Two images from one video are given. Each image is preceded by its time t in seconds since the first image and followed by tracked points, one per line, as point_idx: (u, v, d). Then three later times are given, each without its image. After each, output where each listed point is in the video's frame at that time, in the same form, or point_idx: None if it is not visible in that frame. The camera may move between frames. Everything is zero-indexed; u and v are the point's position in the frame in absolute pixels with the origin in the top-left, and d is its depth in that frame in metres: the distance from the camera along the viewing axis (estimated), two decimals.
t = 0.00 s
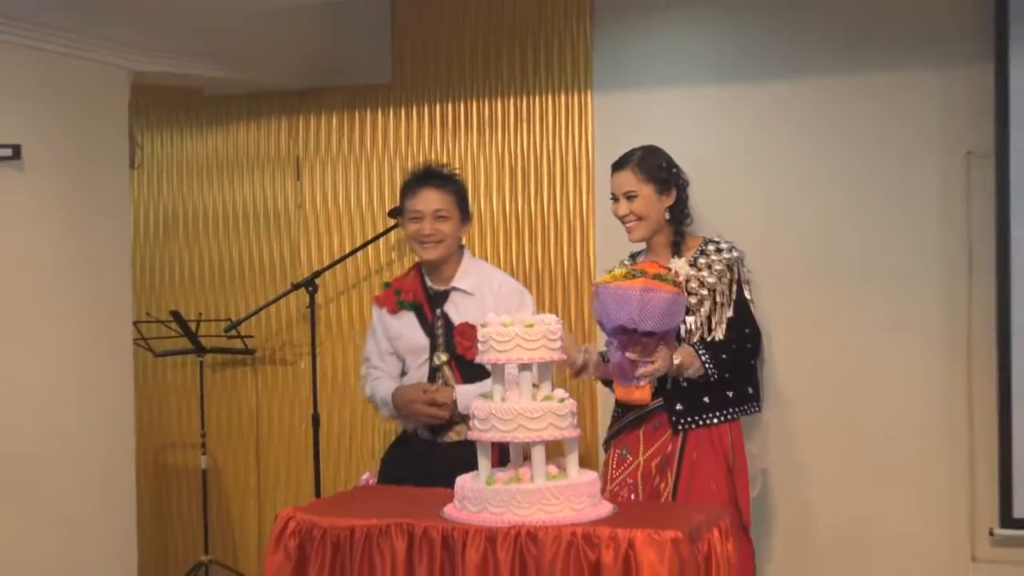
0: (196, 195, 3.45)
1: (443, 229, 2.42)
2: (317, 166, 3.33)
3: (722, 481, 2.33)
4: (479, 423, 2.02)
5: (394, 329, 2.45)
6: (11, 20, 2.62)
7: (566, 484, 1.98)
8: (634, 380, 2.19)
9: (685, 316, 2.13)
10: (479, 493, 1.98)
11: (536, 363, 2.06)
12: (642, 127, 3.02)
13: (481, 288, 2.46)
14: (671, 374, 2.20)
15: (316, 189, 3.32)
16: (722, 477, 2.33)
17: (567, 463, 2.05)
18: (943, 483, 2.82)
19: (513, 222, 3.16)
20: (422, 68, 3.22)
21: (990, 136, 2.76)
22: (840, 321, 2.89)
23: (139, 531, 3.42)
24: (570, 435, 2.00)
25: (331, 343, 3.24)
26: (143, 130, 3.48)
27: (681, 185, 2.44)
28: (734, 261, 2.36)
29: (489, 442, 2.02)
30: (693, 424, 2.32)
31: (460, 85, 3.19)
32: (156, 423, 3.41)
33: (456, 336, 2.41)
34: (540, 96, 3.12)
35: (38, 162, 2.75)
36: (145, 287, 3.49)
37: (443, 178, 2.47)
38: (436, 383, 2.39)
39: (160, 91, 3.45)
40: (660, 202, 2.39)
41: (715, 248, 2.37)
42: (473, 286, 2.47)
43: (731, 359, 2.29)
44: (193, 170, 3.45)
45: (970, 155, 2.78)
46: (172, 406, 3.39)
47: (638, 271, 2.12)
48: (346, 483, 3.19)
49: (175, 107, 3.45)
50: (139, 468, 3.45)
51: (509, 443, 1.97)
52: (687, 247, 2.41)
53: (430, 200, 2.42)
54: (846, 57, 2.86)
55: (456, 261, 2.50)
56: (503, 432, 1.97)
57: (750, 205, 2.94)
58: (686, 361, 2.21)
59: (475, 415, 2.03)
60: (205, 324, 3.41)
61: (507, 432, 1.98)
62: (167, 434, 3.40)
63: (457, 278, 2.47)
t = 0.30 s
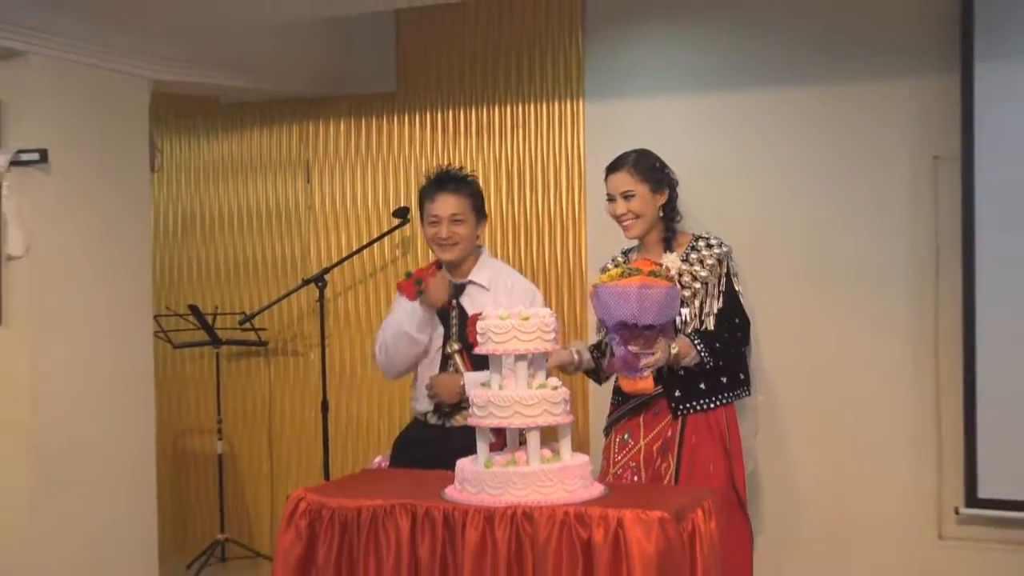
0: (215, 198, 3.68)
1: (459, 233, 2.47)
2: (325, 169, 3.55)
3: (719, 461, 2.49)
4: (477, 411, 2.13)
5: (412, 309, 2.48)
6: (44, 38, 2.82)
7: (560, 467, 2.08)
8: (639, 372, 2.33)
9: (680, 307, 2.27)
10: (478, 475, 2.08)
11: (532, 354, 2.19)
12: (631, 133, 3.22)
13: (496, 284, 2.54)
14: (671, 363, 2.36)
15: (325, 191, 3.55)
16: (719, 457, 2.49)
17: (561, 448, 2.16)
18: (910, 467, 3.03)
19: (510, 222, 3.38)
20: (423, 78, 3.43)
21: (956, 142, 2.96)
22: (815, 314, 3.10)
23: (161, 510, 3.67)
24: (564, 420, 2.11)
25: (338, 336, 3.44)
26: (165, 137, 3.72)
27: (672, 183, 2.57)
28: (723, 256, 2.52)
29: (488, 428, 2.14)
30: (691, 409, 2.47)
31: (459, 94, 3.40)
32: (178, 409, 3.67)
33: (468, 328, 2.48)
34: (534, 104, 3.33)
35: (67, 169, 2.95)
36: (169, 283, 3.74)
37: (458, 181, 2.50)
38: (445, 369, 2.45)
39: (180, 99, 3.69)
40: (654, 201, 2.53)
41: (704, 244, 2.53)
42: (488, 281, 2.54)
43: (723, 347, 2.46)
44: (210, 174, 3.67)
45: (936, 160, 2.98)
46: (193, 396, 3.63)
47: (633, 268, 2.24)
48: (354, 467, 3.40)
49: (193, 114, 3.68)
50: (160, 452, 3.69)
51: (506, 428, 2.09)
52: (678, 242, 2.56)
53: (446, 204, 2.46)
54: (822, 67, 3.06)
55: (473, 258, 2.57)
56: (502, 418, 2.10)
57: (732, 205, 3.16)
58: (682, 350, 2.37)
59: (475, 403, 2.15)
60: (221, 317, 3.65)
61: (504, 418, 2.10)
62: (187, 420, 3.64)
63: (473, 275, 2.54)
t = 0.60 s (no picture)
0: (235, 198, 4.05)
1: (460, 230, 2.73)
2: (339, 171, 3.90)
3: (715, 436, 2.78)
4: (480, 393, 2.38)
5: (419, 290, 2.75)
6: (87, 50, 3.12)
7: (553, 444, 2.30)
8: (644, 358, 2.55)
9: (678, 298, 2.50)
10: (479, 452, 2.30)
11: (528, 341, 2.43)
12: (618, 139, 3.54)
13: (500, 276, 2.77)
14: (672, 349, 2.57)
15: (338, 191, 3.90)
16: (715, 433, 2.78)
17: (554, 427, 2.38)
18: (870, 439, 3.38)
19: (507, 220, 3.72)
20: (429, 89, 3.78)
21: (917, 146, 3.26)
22: (783, 303, 3.46)
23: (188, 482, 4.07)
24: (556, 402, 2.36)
25: (350, 324, 3.77)
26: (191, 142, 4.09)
27: (666, 183, 2.83)
28: (714, 248, 2.77)
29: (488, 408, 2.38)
30: (687, 390, 2.76)
31: (462, 103, 3.74)
32: (203, 391, 4.05)
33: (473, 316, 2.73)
34: (529, 113, 3.67)
35: (107, 168, 3.23)
36: (194, 275, 4.12)
37: (457, 182, 2.75)
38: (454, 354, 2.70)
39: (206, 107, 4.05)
40: (652, 198, 2.78)
41: (696, 238, 2.77)
42: (492, 273, 2.78)
43: (715, 333, 2.70)
44: (233, 175, 4.03)
45: (900, 163, 3.28)
46: (216, 377, 4.02)
47: (633, 265, 2.52)
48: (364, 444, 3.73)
49: (219, 121, 4.05)
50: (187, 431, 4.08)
51: (505, 409, 2.33)
52: (673, 237, 2.83)
53: (448, 207, 2.72)
54: (793, 78, 3.38)
55: (479, 254, 2.82)
56: (502, 399, 2.34)
57: (712, 205, 3.49)
58: (680, 336, 2.60)
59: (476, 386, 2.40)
60: (243, 306, 4.03)
61: (503, 400, 2.34)
62: (211, 402, 4.04)
63: (480, 268, 2.79)
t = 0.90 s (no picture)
0: (263, 200, 4.54)
1: (470, 228, 3.05)
2: (356, 176, 4.39)
3: (693, 414, 3.07)
4: (482, 373, 2.68)
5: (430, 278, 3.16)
6: (136, 68, 3.51)
7: (548, 421, 2.58)
8: (633, 346, 2.85)
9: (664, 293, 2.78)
10: (481, 427, 2.56)
11: (526, 327, 2.73)
12: (610, 147, 4.04)
13: (500, 269, 3.15)
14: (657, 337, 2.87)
15: (355, 193, 4.39)
16: (693, 410, 3.07)
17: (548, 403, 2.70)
18: (830, 413, 3.84)
19: (507, 218, 4.19)
20: (437, 102, 4.29)
21: (871, 153, 3.71)
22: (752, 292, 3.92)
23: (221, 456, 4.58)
24: (551, 380, 2.69)
25: (366, 312, 4.25)
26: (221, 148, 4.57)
27: (653, 186, 3.08)
28: (694, 246, 3.06)
29: (490, 387, 2.69)
30: (668, 372, 3.03)
31: (467, 114, 4.24)
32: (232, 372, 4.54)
33: (476, 304, 3.10)
34: (525, 123, 4.15)
35: (150, 172, 3.61)
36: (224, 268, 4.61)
37: (464, 185, 3.09)
38: (460, 338, 3.08)
39: (237, 119, 4.55)
40: (643, 202, 3.01)
41: (679, 236, 3.06)
42: (494, 266, 3.16)
43: (695, 323, 3.02)
44: (262, 180, 4.53)
45: (857, 167, 3.74)
46: (245, 360, 4.50)
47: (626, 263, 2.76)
48: (380, 419, 4.21)
49: (248, 131, 4.54)
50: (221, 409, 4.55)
51: (505, 387, 2.64)
52: (659, 235, 3.10)
53: (458, 207, 3.04)
54: (760, 93, 3.85)
55: (482, 249, 3.21)
56: (501, 378, 2.65)
57: (691, 204, 3.97)
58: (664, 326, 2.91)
59: (479, 366, 2.70)
60: (270, 297, 4.51)
61: (503, 380, 2.65)
62: (243, 384, 4.51)
63: (483, 261, 3.17)
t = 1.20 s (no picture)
0: (295, 206, 5.35)
1: (481, 230, 3.58)
2: (376, 184, 5.16)
3: (670, 394, 3.50)
4: (486, 356, 2.91)
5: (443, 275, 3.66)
6: (187, 91, 3.99)
7: (545, 399, 2.84)
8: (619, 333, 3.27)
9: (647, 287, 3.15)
10: (485, 405, 2.84)
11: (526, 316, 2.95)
12: (604, 157, 4.69)
13: (505, 266, 3.65)
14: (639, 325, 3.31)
15: (375, 199, 5.15)
16: (670, 391, 3.50)
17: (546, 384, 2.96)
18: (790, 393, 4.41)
19: (510, 220, 4.86)
20: (447, 120, 5.01)
21: (828, 165, 4.26)
22: (726, 286, 4.50)
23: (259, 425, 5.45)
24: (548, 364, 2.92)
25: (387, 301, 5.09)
26: (260, 162, 5.39)
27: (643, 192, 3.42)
28: (675, 247, 3.45)
29: (494, 369, 2.92)
30: (649, 357, 3.46)
31: (474, 131, 4.94)
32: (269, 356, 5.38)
33: (483, 296, 3.60)
34: (525, 140, 4.84)
35: (197, 181, 4.10)
36: (262, 264, 5.43)
37: (476, 192, 3.58)
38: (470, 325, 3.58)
39: (273, 135, 5.35)
40: (632, 206, 3.36)
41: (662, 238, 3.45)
42: (500, 264, 3.66)
43: (674, 316, 3.41)
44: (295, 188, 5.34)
45: (816, 178, 4.29)
46: (277, 345, 5.34)
47: (614, 261, 3.12)
48: (396, 393, 5.04)
49: (282, 146, 5.34)
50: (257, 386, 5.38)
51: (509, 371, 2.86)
52: (644, 236, 3.52)
53: (472, 211, 3.54)
54: (731, 114, 4.44)
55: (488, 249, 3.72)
56: (505, 362, 2.88)
57: (669, 208, 4.58)
58: (647, 319, 3.36)
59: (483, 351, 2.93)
60: (301, 289, 5.32)
61: (506, 363, 2.86)
62: (276, 365, 5.36)
63: (489, 259, 3.68)
